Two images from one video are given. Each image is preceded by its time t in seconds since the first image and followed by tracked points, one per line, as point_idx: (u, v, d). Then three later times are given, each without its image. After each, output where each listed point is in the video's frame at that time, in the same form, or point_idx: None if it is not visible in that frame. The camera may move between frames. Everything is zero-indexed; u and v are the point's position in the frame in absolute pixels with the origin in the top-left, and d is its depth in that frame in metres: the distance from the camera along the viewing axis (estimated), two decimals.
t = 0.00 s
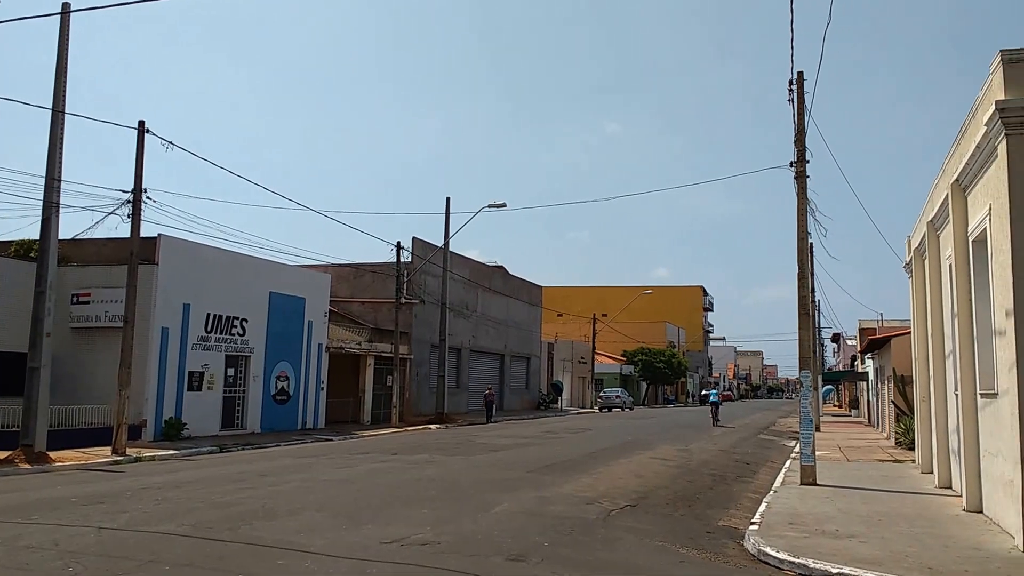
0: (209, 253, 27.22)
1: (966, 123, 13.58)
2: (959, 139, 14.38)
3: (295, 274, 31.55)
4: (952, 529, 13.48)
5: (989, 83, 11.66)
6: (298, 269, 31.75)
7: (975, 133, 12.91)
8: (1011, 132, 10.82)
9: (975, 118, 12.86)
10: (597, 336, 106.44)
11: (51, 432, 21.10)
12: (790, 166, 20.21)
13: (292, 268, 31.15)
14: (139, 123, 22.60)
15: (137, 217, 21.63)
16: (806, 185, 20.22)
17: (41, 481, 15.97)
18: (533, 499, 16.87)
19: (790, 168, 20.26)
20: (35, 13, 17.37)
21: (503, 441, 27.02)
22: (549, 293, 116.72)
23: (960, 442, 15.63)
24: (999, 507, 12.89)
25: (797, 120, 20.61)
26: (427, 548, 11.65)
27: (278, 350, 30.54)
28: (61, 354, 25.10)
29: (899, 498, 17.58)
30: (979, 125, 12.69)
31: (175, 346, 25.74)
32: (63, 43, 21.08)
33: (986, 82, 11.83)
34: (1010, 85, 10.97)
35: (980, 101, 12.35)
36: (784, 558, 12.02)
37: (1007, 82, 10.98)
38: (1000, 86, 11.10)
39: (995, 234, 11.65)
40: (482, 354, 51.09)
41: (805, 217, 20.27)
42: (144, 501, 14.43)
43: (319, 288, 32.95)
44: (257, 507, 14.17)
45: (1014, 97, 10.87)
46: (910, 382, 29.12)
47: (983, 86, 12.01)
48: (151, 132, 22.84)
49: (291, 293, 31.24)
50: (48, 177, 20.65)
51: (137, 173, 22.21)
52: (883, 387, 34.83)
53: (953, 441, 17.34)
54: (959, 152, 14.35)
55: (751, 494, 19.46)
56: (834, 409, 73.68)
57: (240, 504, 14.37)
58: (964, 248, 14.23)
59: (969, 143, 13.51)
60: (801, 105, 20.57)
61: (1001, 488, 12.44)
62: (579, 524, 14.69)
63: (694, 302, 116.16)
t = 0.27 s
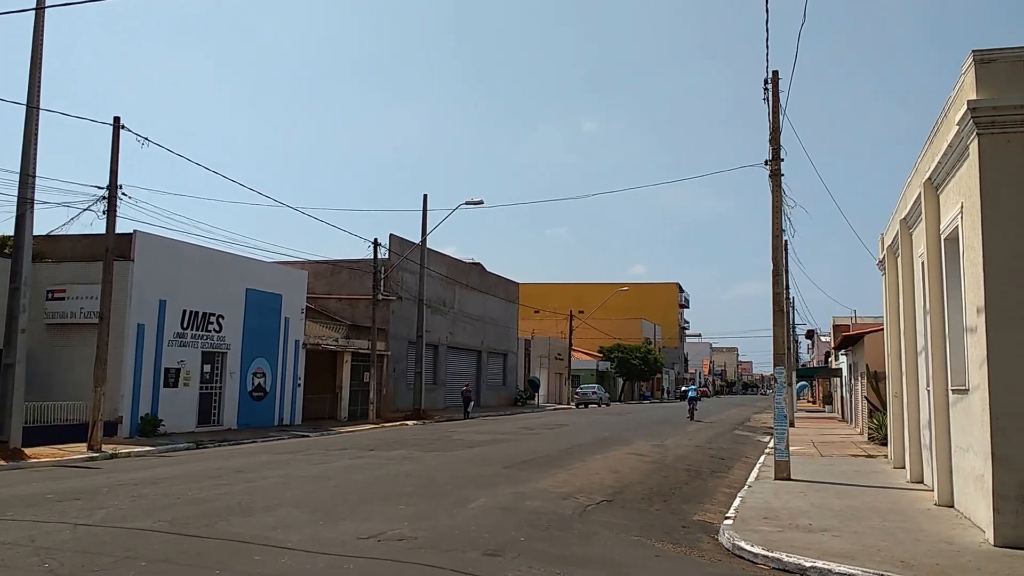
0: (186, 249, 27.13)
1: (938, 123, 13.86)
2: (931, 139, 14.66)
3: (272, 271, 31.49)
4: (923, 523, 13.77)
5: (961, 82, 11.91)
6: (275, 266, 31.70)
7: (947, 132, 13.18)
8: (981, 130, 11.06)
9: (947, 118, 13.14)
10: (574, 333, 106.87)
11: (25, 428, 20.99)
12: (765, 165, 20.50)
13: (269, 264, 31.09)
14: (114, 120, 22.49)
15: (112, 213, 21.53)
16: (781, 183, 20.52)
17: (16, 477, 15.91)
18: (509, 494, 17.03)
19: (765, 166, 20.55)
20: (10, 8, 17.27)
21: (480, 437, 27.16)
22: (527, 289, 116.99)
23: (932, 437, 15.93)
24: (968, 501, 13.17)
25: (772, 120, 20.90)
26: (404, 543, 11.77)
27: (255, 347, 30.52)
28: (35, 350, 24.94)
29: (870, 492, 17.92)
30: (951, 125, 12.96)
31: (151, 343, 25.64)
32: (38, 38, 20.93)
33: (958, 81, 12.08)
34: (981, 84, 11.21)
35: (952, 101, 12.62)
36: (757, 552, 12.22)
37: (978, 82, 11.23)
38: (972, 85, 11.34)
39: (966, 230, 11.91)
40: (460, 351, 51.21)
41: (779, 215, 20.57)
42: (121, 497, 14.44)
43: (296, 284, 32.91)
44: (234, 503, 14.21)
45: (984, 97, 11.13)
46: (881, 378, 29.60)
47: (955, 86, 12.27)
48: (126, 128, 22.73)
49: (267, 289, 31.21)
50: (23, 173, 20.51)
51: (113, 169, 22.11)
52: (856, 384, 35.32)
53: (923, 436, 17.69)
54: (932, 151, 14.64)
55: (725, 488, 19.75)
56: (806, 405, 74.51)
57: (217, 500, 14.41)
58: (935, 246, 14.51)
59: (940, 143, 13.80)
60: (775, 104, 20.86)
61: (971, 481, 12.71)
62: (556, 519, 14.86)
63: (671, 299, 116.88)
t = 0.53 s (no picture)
0: (162, 244, 26.95)
1: (912, 121, 14.07)
2: (904, 137, 14.88)
3: (249, 267, 31.36)
4: (894, 516, 14.03)
5: (934, 81, 12.10)
6: (252, 261, 31.57)
7: (920, 131, 13.39)
8: (954, 129, 11.26)
9: (920, 116, 13.34)
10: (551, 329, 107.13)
11: None
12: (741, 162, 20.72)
13: (246, 260, 30.96)
14: (89, 114, 22.31)
15: (87, 208, 21.37)
16: (756, 180, 20.76)
17: None
18: (487, 489, 17.13)
19: (741, 163, 20.78)
20: None
21: (458, 433, 27.24)
22: (504, 285, 117.11)
23: (903, 432, 16.21)
24: (939, 494, 13.43)
25: (748, 118, 21.13)
26: (381, 538, 11.84)
27: (232, 343, 30.39)
28: (9, 346, 24.70)
29: (842, 486, 18.20)
30: (924, 123, 13.17)
31: (126, 339, 25.47)
32: (11, 31, 20.71)
33: (931, 80, 12.27)
34: (953, 83, 11.41)
35: (926, 99, 12.82)
36: (732, 545, 12.39)
37: (951, 81, 11.43)
38: (945, 84, 11.53)
39: (939, 227, 12.12)
40: (437, 346, 51.24)
41: (754, 212, 20.81)
42: (97, 493, 14.38)
43: (273, 280, 32.80)
44: (210, 499, 14.20)
45: (957, 96, 11.33)
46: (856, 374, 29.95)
47: (928, 84, 12.46)
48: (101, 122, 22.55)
49: (244, 285, 31.08)
50: None
51: (88, 163, 21.93)
52: (829, 379, 35.76)
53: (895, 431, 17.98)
54: (905, 150, 14.87)
55: (700, 482, 19.97)
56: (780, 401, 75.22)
57: (194, 496, 14.38)
58: (908, 243, 14.75)
59: (914, 141, 14.01)
60: (751, 102, 21.09)
61: (942, 475, 12.96)
62: (533, 514, 14.99)
63: (648, 295, 117.43)
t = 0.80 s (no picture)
0: (137, 239, 26.78)
1: (886, 119, 14.26)
2: (879, 134, 15.08)
3: (226, 262, 31.21)
4: (865, 509, 14.27)
5: (908, 79, 12.28)
6: (229, 257, 31.41)
7: (894, 128, 13.58)
8: (926, 127, 11.44)
9: (894, 114, 13.53)
10: (529, 325, 107.33)
11: None
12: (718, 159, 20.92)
13: (222, 256, 30.80)
14: (63, 108, 22.13)
15: (62, 202, 21.19)
16: (733, 178, 20.97)
17: None
18: (464, 484, 17.22)
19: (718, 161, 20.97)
20: None
21: (435, 428, 27.28)
22: (482, 282, 117.16)
23: (875, 427, 16.46)
24: (909, 487, 13.67)
25: (725, 116, 21.32)
26: (359, 533, 11.89)
27: (208, 339, 30.25)
28: None
29: (815, 480, 18.45)
30: (897, 121, 13.37)
31: (101, 334, 25.29)
32: None
33: (905, 78, 12.45)
34: (926, 81, 11.58)
35: (899, 97, 13.00)
36: (706, 538, 12.56)
37: (924, 79, 11.59)
38: (919, 82, 11.70)
39: (911, 224, 12.32)
40: (415, 343, 51.22)
41: (731, 208, 21.01)
42: (71, 489, 14.31)
43: (250, 276, 32.65)
44: (187, 495, 14.17)
45: (929, 93, 11.51)
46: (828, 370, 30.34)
47: (902, 82, 12.64)
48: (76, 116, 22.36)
49: (221, 281, 30.92)
50: None
51: (61, 157, 21.74)
52: (802, 375, 36.17)
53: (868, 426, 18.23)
54: (879, 147, 15.07)
55: (676, 477, 20.16)
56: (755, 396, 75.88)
57: (170, 492, 14.35)
58: (882, 240, 14.98)
59: (888, 139, 14.21)
60: (728, 100, 21.28)
61: (912, 469, 13.19)
62: (509, 508, 15.09)
63: (626, 292, 117.83)
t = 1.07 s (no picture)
0: (113, 234, 26.56)
1: (861, 117, 14.45)
2: (853, 132, 15.28)
3: (202, 258, 31.03)
4: (837, 502, 14.49)
5: (884, 77, 12.44)
6: (206, 252, 31.22)
7: (868, 127, 13.76)
8: (901, 124, 11.61)
9: (868, 112, 13.71)
10: (507, 321, 107.39)
11: None
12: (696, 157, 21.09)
13: (198, 251, 30.62)
14: (37, 101, 21.93)
15: (35, 197, 20.99)
16: (710, 175, 21.14)
17: None
18: (442, 479, 17.28)
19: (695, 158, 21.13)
20: None
21: (413, 424, 27.30)
22: (461, 278, 117.10)
23: (847, 421, 16.70)
24: (880, 480, 13.89)
25: (702, 113, 21.49)
26: (335, 528, 11.93)
27: (184, 334, 30.07)
28: None
29: (788, 474, 18.69)
30: (872, 119, 13.54)
31: (75, 330, 25.07)
32: None
33: (881, 76, 12.61)
34: (902, 80, 11.75)
35: (874, 96, 13.17)
36: (681, 531, 12.69)
37: (899, 79, 11.76)
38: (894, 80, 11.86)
39: (884, 221, 12.51)
40: (394, 338, 51.16)
41: (707, 205, 21.20)
42: (46, 486, 14.22)
43: (226, 271, 32.48)
44: (163, 491, 14.13)
45: (904, 91, 11.67)
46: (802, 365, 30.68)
47: (877, 81, 12.80)
48: (49, 110, 22.15)
49: (197, 276, 30.74)
50: None
51: (35, 151, 21.54)
52: (777, 370, 36.53)
53: (840, 420, 18.48)
54: (853, 145, 15.26)
55: (652, 471, 20.34)
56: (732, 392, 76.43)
57: (145, 487, 14.30)
58: (855, 236, 15.18)
59: (862, 137, 14.40)
60: (705, 97, 21.44)
61: (883, 462, 13.40)
62: (487, 503, 15.17)
63: (604, 288, 118.10)
